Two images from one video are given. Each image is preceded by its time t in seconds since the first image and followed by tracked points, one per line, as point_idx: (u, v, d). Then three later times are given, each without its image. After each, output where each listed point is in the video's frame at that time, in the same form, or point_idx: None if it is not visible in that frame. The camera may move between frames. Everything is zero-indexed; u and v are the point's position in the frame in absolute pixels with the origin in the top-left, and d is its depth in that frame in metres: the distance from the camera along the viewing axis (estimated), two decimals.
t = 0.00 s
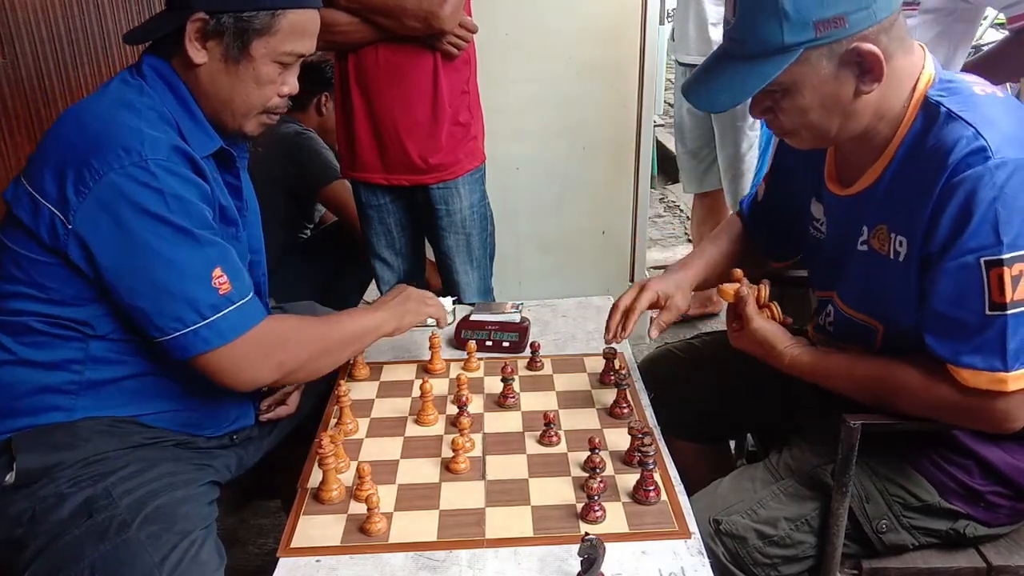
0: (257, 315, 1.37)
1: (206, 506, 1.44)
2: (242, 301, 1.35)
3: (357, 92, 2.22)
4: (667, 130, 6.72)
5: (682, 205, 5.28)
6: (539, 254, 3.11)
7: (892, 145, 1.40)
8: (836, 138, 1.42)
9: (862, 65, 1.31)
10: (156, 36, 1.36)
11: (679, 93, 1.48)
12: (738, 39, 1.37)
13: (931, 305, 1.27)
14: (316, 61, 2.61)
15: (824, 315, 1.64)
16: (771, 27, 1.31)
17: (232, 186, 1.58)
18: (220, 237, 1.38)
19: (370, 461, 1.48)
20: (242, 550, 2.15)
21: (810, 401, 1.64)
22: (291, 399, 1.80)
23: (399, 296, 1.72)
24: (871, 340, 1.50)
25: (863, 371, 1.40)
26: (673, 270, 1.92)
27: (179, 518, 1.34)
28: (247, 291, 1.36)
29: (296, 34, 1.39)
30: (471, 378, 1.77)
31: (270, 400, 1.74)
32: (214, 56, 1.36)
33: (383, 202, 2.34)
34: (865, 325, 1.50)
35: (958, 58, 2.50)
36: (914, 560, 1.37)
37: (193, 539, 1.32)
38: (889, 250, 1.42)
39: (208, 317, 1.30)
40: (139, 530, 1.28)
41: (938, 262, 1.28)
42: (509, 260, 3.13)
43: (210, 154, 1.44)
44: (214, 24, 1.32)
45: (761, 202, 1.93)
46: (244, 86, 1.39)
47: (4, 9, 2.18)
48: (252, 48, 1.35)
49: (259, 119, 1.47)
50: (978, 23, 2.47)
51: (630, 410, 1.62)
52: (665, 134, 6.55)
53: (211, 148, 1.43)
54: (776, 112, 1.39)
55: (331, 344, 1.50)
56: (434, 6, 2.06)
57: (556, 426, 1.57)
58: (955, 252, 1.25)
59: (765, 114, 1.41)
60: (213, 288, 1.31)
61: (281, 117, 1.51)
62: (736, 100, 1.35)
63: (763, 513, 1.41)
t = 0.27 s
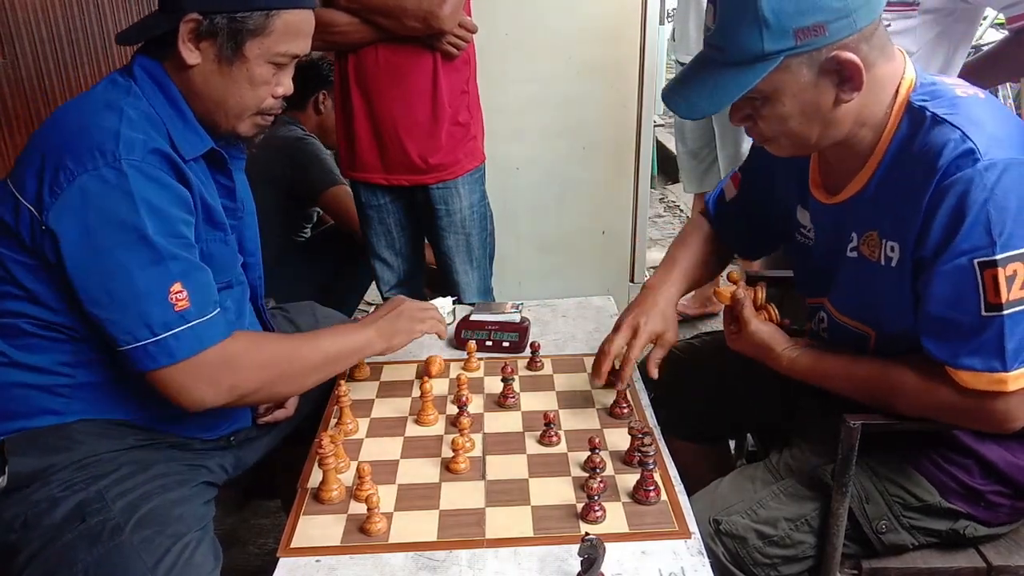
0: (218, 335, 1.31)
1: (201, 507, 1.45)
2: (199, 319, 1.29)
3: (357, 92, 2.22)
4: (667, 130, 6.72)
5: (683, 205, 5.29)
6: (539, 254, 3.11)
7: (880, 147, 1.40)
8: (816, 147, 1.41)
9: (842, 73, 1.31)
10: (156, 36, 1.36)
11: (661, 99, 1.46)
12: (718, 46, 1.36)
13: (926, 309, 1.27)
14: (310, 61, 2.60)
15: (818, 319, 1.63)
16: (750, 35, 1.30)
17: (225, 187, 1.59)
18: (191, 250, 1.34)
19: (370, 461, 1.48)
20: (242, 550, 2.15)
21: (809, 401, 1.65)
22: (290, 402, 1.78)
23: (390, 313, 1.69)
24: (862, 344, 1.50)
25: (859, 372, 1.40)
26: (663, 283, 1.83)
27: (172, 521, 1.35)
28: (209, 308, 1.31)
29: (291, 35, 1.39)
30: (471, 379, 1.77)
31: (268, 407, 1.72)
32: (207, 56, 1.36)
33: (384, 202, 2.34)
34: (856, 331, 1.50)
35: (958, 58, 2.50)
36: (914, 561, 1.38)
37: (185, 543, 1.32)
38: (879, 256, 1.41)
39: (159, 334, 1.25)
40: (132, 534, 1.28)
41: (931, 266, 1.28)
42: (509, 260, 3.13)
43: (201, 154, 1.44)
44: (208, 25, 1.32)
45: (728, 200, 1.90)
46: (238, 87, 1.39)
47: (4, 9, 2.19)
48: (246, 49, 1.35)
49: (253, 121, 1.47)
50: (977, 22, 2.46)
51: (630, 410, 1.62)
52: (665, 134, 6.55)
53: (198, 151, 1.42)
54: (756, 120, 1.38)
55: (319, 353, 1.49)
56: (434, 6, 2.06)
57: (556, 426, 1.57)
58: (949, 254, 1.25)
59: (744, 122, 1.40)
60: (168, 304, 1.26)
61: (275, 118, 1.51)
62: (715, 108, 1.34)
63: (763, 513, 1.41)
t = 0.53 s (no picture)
0: (198, 335, 1.29)
1: (200, 507, 1.45)
2: (180, 317, 1.27)
3: (357, 92, 2.22)
4: (667, 130, 6.72)
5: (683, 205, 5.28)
6: (539, 254, 3.11)
7: (874, 145, 1.40)
8: (803, 145, 1.43)
9: (825, 73, 1.32)
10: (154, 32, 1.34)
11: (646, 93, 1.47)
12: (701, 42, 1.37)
13: (922, 308, 1.27)
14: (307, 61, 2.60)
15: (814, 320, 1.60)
16: (732, 31, 1.30)
17: (218, 186, 1.58)
18: (175, 249, 1.31)
19: (370, 461, 1.48)
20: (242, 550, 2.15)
21: (806, 400, 1.65)
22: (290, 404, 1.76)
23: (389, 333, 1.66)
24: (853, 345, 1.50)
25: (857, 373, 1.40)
26: (569, 309, 1.72)
27: (171, 522, 1.35)
28: (190, 308, 1.29)
29: (289, 38, 1.39)
30: (470, 379, 1.77)
31: (268, 411, 1.70)
32: (204, 57, 1.36)
33: (383, 202, 2.34)
34: (848, 332, 1.49)
35: (959, 57, 2.49)
36: (914, 560, 1.37)
37: (185, 544, 1.33)
38: (873, 257, 1.40)
39: (135, 335, 1.23)
40: (131, 534, 1.29)
41: (926, 265, 1.28)
42: (509, 260, 3.13)
43: (192, 153, 1.44)
44: (207, 25, 1.32)
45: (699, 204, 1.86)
46: (233, 88, 1.38)
47: (4, 9, 2.19)
48: (245, 52, 1.35)
49: (246, 122, 1.47)
50: (977, 22, 2.46)
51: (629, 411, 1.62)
52: (666, 134, 6.55)
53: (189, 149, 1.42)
54: (741, 118, 1.40)
55: (300, 364, 1.45)
56: (434, 7, 2.06)
57: (556, 426, 1.57)
58: (943, 253, 1.25)
59: (731, 120, 1.42)
60: (143, 303, 1.23)
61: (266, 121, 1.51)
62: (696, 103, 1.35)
63: (763, 514, 1.41)
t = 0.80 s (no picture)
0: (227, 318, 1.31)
1: (199, 508, 1.45)
2: (206, 302, 1.29)
3: (357, 92, 2.21)
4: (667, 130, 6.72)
5: (683, 205, 5.28)
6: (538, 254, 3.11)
7: (885, 141, 1.39)
8: (816, 136, 1.42)
9: (846, 64, 1.32)
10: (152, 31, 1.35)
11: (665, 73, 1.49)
12: (727, 23, 1.38)
13: (925, 306, 1.27)
14: (306, 60, 2.58)
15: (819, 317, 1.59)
16: (759, 14, 1.32)
17: (218, 184, 1.58)
18: (191, 235, 1.33)
19: (370, 461, 1.48)
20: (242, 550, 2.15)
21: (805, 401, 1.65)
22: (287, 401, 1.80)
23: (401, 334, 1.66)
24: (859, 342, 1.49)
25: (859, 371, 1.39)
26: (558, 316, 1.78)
27: (169, 523, 1.35)
28: (216, 293, 1.31)
29: (288, 36, 1.39)
30: (470, 379, 1.77)
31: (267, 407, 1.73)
32: (205, 54, 1.35)
33: (383, 202, 2.34)
34: (854, 329, 1.48)
35: (960, 58, 2.51)
36: (914, 560, 1.37)
37: (184, 544, 1.33)
38: (879, 253, 1.40)
39: (169, 319, 1.25)
40: (127, 537, 1.28)
41: (931, 263, 1.28)
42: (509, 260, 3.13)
43: (193, 150, 1.42)
44: (207, 23, 1.32)
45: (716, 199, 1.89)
46: (234, 85, 1.39)
47: (4, 9, 2.18)
48: (244, 48, 1.35)
49: (246, 119, 1.47)
50: (979, 23, 2.47)
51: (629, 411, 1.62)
52: (665, 134, 6.55)
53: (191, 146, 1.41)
54: (756, 104, 1.40)
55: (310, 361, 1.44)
56: (433, 7, 2.06)
57: (556, 426, 1.57)
58: (950, 252, 1.25)
59: (744, 105, 1.42)
60: (175, 288, 1.26)
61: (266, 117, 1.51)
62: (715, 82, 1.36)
63: (763, 513, 1.41)
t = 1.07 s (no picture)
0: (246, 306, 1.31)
1: (204, 506, 1.45)
2: (225, 290, 1.29)
3: (356, 91, 2.21)
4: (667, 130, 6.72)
5: (683, 205, 5.28)
6: (539, 254, 3.11)
7: (904, 135, 1.39)
8: (842, 118, 1.43)
9: (880, 44, 1.33)
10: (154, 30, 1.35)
11: (700, 46, 1.49)
12: None
13: (934, 299, 1.27)
14: (308, 61, 2.58)
15: (830, 308, 1.60)
16: None
17: (225, 181, 1.58)
18: (207, 225, 1.33)
19: (370, 461, 1.48)
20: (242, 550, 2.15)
21: (808, 402, 1.65)
22: (289, 397, 1.83)
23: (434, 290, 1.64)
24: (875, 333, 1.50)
25: (859, 368, 1.39)
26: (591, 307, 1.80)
27: (175, 520, 1.35)
28: (234, 280, 1.31)
29: (288, 31, 1.38)
30: (471, 379, 1.77)
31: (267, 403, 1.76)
32: (207, 50, 1.36)
33: (383, 202, 2.34)
34: (868, 318, 1.50)
35: (961, 57, 2.50)
36: (914, 560, 1.37)
37: (189, 541, 1.33)
38: (893, 244, 1.40)
39: (187, 309, 1.25)
40: (135, 532, 1.29)
41: (944, 257, 1.28)
42: (509, 260, 3.12)
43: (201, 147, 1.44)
44: (208, 19, 1.32)
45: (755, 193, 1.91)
46: (238, 82, 1.39)
47: (4, 9, 2.18)
48: (246, 43, 1.35)
49: (251, 116, 1.47)
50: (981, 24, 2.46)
51: (630, 411, 1.62)
52: (665, 134, 6.55)
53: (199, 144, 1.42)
54: (787, 81, 1.41)
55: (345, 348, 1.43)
56: (433, 6, 2.07)
57: (556, 426, 1.57)
58: (962, 246, 1.25)
59: (775, 83, 1.43)
60: (191, 277, 1.26)
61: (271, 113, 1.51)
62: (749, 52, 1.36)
63: (763, 513, 1.41)
